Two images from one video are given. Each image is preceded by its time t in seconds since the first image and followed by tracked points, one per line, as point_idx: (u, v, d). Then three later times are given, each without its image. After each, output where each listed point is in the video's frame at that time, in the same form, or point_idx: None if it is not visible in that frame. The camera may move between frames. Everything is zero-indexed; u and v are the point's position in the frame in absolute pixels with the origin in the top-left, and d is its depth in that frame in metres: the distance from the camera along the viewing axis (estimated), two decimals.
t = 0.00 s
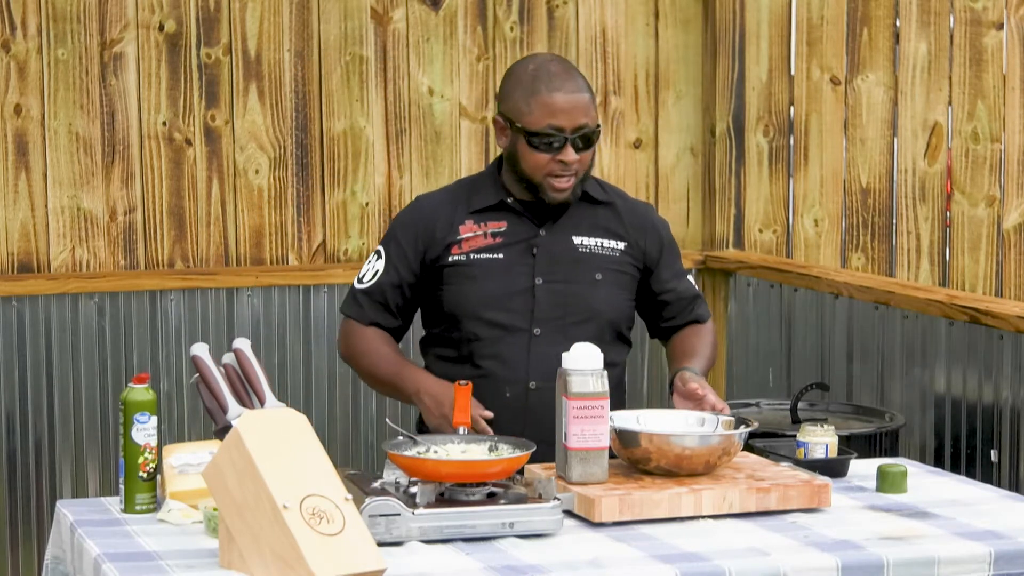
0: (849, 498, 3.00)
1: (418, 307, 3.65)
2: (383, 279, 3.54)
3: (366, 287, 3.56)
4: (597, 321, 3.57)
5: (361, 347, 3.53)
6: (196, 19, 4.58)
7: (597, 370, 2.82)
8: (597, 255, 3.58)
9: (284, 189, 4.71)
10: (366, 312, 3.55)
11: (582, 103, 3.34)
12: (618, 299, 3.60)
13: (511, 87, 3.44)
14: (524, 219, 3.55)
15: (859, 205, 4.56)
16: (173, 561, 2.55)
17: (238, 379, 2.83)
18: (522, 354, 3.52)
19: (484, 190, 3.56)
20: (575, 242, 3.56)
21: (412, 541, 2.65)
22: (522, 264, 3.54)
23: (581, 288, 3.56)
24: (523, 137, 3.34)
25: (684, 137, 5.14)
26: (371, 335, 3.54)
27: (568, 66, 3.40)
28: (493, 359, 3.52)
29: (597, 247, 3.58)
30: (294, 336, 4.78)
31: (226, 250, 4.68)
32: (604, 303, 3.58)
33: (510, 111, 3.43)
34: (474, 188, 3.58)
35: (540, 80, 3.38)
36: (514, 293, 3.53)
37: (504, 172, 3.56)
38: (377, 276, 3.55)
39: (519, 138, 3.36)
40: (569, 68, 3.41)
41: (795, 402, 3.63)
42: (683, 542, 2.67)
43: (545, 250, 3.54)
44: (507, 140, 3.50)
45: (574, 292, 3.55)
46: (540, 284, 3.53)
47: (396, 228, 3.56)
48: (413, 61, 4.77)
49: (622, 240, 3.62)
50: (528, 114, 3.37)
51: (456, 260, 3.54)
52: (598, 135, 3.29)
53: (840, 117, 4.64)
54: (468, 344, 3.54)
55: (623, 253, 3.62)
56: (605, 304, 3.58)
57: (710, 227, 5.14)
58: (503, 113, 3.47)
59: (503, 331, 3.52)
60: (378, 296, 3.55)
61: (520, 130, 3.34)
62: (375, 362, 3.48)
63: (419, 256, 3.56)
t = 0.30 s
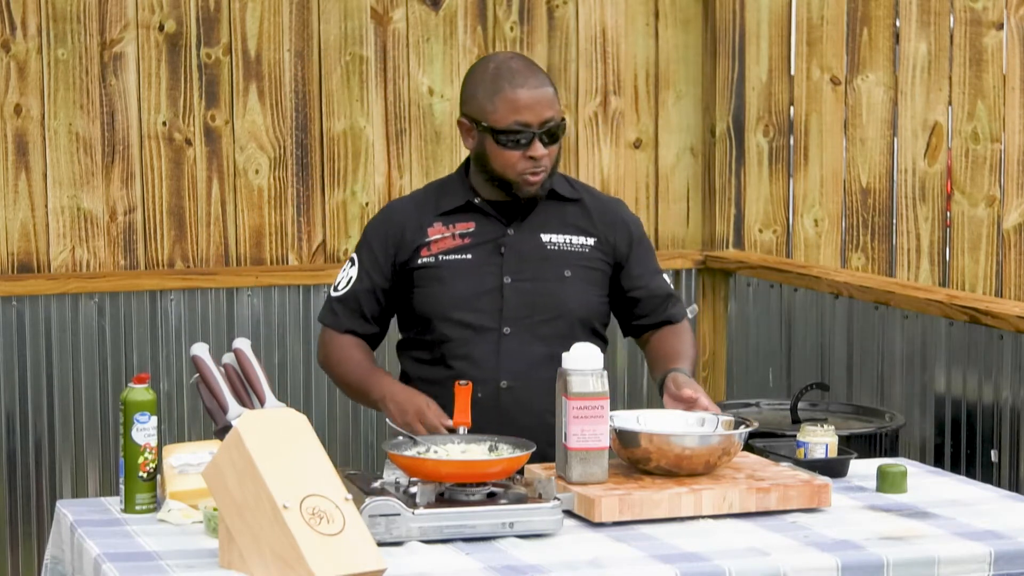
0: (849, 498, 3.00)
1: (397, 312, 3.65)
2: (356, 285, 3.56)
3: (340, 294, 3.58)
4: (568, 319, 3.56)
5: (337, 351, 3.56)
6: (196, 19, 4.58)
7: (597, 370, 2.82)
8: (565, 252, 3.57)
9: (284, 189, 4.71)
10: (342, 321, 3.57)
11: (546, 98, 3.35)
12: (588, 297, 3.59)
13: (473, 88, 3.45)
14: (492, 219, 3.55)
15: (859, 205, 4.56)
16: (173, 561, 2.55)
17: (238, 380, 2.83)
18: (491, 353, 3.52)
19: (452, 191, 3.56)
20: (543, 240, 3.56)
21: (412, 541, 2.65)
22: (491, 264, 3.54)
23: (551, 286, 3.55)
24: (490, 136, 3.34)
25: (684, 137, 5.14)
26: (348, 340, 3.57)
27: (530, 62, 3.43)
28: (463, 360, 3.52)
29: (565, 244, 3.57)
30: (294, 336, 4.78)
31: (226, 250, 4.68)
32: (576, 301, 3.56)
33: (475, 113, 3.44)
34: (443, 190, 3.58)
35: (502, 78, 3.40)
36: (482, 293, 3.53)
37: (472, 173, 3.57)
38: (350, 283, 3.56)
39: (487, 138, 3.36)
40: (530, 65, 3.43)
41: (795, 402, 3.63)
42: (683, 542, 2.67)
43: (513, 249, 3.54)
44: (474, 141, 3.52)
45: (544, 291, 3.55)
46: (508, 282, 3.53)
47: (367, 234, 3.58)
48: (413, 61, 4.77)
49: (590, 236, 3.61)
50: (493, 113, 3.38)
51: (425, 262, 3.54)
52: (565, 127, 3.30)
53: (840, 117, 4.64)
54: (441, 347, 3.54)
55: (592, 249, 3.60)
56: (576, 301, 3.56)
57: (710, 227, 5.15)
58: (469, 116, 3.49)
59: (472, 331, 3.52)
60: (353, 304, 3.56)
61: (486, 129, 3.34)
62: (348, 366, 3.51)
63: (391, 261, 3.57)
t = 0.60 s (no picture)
0: (849, 498, 3.00)
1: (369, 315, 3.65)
2: (322, 290, 3.56)
3: (308, 300, 3.58)
4: (535, 315, 3.55)
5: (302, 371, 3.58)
6: (196, 19, 4.58)
7: (597, 370, 2.82)
8: (531, 249, 3.57)
9: (284, 189, 4.71)
10: (309, 325, 3.57)
11: (511, 92, 3.37)
12: (554, 292, 3.58)
13: (438, 83, 3.47)
14: (456, 217, 3.55)
15: (859, 205, 4.56)
16: (173, 561, 2.55)
17: (238, 380, 2.83)
18: (459, 352, 3.51)
19: (416, 191, 3.57)
20: (508, 237, 3.56)
21: (412, 541, 2.65)
22: (457, 262, 3.53)
23: (517, 283, 3.55)
24: (454, 129, 3.35)
25: (684, 137, 5.14)
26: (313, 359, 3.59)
27: (493, 59, 3.45)
28: (432, 360, 3.51)
29: (531, 241, 3.57)
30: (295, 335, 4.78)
31: (226, 250, 4.68)
32: (542, 298, 3.56)
33: (439, 108, 3.45)
34: (408, 192, 3.59)
35: (467, 73, 3.42)
36: (449, 291, 3.52)
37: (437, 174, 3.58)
38: (319, 287, 3.57)
39: (451, 132, 3.38)
40: (494, 62, 3.45)
41: (795, 402, 3.63)
42: (683, 542, 2.67)
43: (478, 247, 3.54)
44: (437, 138, 3.54)
45: (511, 288, 3.54)
46: (474, 280, 3.52)
47: (333, 238, 3.59)
48: (413, 61, 4.77)
49: (556, 232, 3.61)
50: (456, 107, 3.40)
51: (392, 263, 3.54)
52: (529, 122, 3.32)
53: (840, 117, 4.64)
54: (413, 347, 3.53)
55: (558, 245, 3.60)
56: (542, 297, 3.56)
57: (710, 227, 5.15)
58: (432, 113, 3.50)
59: (439, 330, 3.51)
60: (320, 311, 3.57)
61: (450, 123, 3.36)
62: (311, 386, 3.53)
63: (356, 263, 3.57)
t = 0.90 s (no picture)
0: (849, 498, 3.00)
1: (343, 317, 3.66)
2: (293, 292, 3.57)
3: (281, 302, 3.59)
4: (505, 312, 3.55)
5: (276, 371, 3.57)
6: (196, 19, 4.58)
7: (597, 370, 2.82)
8: (503, 246, 3.57)
9: (284, 189, 4.71)
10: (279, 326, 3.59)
11: (476, 87, 3.40)
12: (527, 288, 3.58)
13: (402, 83, 3.49)
14: (427, 217, 3.56)
15: (859, 205, 4.56)
16: (173, 561, 2.55)
17: (238, 380, 2.82)
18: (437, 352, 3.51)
19: (387, 192, 3.58)
20: (480, 234, 3.56)
21: (412, 541, 2.65)
22: (428, 261, 3.54)
23: (489, 280, 3.55)
24: (421, 128, 3.37)
25: (684, 137, 5.14)
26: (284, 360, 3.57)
27: (454, 55, 3.47)
28: (411, 360, 3.50)
29: (503, 237, 3.58)
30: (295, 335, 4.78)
31: (226, 250, 4.68)
32: (514, 294, 3.56)
33: (405, 109, 3.47)
34: (379, 193, 3.60)
35: (432, 71, 3.43)
36: (422, 290, 3.52)
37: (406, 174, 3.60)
38: (291, 289, 3.58)
39: (417, 131, 3.40)
40: (455, 58, 3.47)
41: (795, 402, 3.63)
42: (683, 542, 2.67)
43: (450, 245, 3.54)
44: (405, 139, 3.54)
45: (485, 286, 3.55)
46: (447, 279, 3.52)
47: (305, 241, 3.60)
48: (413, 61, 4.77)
49: (528, 228, 3.61)
50: (422, 106, 3.42)
51: (364, 264, 3.55)
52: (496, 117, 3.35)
53: (840, 117, 4.64)
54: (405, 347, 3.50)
55: (530, 241, 3.60)
56: (516, 295, 3.56)
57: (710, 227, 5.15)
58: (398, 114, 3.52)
59: (414, 330, 3.51)
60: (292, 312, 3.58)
61: (416, 122, 3.38)
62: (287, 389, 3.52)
63: (327, 265, 3.57)
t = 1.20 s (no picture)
0: (849, 498, 3.00)
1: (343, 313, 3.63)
2: (298, 283, 3.49)
3: (281, 294, 3.50)
4: (516, 307, 3.56)
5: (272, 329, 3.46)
6: (196, 19, 4.58)
7: (597, 370, 2.82)
8: (510, 242, 3.58)
9: (284, 189, 4.71)
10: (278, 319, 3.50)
11: (483, 94, 3.38)
12: (535, 284, 3.59)
13: (412, 80, 3.48)
14: (434, 213, 3.55)
15: (859, 205, 4.56)
16: (173, 561, 2.55)
17: (238, 380, 2.82)
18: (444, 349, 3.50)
19: (392, 188, 3.57)
20: (487, 231, 3.57)
21: (412, 541, 2.65)
22: (437, 259, 3.53)
23: (498, 277, 3.55)
24: (423, 127, 3.37)
25: (684, 137, 5.15)
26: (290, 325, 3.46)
27: (468, 58, 3.46)
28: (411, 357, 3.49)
29: (510, 234, 3.59)
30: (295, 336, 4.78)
31: (226, 250, 4.68)
32: (524, 291, 3.57)
33: (410, 106, 3.47)
34: (382, 189, 3.58)
35: (439, 73, 3.42)
36: (432, 287, 3.51)
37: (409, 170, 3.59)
38: (293, 282, 3.50)
39: (420, 130, 3.40)
40: (469, 62, 3.45)
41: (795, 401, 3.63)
42: (683, 542, 2.67)
43: (458, 242, 3.54)
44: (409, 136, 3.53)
45: (493, 282, 3.55)
46: (457, 276, 3.52)
47: (306, 235, 3.54)
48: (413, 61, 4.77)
49: (535, 225, 3.63)
50: (427, 106, 3.41)
51: (371, 261, 3.53)
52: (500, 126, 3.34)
53: (840, 117, 4.64)
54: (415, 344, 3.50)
55: (536, 237, 3.62)
56: (525, 291, 3.57)
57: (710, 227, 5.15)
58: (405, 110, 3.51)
59: (423, 327, 3.50)
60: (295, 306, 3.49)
61: (420, 121, 3.38)
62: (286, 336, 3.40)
63: (331, 258, 3.54)
